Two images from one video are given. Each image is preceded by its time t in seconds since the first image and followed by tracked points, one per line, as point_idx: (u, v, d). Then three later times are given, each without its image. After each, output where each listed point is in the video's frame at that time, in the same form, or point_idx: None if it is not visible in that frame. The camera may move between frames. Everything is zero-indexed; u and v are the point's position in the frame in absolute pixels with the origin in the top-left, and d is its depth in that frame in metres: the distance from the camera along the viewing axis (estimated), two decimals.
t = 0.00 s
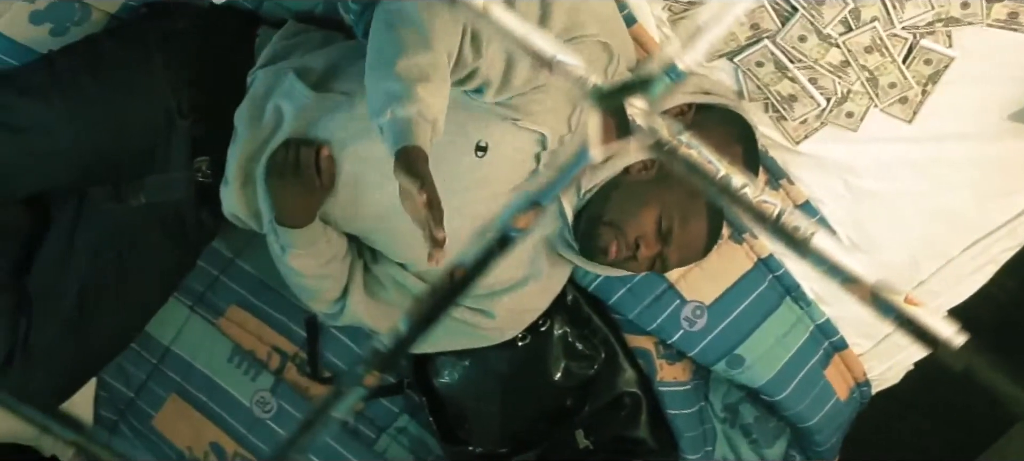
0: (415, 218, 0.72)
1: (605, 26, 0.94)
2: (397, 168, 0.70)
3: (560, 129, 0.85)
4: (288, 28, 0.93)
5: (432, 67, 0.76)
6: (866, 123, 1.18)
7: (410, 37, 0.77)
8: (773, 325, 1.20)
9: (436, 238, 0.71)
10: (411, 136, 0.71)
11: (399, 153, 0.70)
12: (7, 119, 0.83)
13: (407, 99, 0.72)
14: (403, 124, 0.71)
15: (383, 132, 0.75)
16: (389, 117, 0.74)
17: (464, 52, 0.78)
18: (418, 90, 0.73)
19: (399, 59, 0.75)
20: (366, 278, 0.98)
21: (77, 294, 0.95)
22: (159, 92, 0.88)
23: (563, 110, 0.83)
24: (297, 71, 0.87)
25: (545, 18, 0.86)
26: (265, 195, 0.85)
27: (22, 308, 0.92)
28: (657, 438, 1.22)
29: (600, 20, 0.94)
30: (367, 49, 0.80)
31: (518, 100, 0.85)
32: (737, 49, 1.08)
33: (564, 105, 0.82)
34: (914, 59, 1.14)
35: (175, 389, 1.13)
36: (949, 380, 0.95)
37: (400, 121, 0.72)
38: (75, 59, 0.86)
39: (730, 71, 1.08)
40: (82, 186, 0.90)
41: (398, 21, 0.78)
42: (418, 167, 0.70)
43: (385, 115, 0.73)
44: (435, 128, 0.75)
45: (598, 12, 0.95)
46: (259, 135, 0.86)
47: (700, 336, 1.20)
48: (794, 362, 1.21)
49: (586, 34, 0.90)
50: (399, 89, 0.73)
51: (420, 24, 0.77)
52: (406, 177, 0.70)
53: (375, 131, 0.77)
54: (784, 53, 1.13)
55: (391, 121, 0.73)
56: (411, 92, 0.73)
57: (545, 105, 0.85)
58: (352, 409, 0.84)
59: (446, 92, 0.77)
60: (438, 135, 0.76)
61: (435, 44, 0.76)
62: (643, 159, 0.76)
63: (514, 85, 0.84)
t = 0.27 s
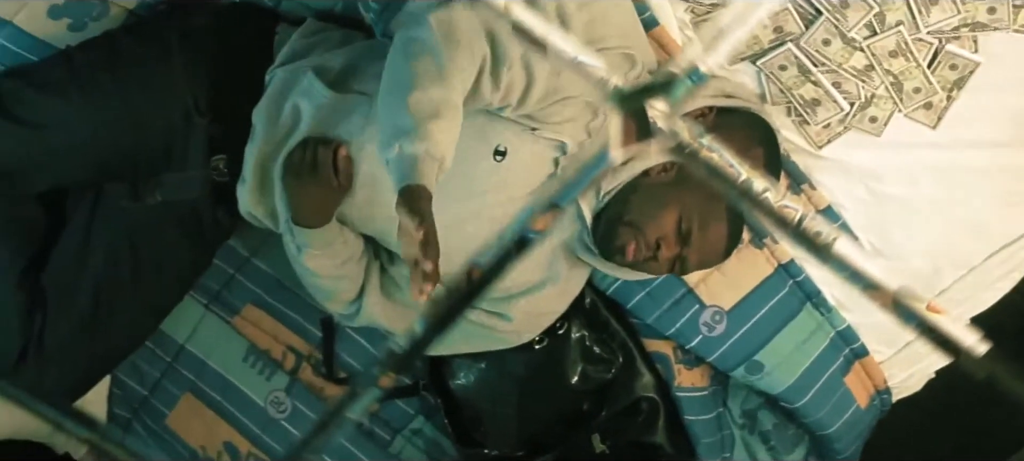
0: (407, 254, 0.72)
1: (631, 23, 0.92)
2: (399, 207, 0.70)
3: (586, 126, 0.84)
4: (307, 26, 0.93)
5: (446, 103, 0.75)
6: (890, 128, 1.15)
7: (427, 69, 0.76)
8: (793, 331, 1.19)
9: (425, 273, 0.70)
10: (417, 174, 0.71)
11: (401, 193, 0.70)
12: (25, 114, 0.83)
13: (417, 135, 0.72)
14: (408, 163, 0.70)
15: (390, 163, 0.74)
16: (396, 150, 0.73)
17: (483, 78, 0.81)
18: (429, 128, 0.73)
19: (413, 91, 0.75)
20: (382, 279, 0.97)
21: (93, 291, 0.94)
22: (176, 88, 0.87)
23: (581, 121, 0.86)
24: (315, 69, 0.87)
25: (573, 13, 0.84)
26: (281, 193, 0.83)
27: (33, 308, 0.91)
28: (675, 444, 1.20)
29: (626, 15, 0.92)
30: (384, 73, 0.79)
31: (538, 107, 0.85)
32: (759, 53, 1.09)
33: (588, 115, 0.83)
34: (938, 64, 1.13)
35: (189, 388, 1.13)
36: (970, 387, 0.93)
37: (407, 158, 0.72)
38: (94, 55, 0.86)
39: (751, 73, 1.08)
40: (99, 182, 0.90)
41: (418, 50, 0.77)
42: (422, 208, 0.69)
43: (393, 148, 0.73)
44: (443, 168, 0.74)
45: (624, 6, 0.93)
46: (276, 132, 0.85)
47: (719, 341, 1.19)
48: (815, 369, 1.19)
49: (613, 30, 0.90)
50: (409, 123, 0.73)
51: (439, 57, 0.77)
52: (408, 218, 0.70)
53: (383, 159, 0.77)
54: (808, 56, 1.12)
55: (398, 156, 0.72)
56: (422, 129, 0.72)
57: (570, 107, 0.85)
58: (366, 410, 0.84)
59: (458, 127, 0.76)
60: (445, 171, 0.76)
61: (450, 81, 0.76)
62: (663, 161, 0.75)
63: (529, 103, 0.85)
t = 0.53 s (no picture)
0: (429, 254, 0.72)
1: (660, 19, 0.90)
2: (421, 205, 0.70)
3: (609, 126, 0.83)
4: (326, 23, 0.91)
5: (477, 100, 0.74)
6: (915, 135, 1.13)
7: (459, 65, 0.75)
8: (814, 338, 1.17)
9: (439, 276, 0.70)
10: (442, 171, 0.70)
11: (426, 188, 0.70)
12: (38, 107, 0.82)
13: (445, 132, 0.72)
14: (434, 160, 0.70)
15: (416, 158, 0.74)
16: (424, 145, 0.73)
17: (513, 69, 0.79)
18: (459, 125, 0.72)
19: (445, 86, 0.74)
20: (399, 279, 0.96)
21: (107, 285, 0.94)
22: (195, 82, 0.87)
23: (604, 121, 0.83)
24: (335, 66, 0.85)
25: (600, 10, 0.82)
26: (298, 192, 0.82)
27: (48, 303, 0.92)
28: (693, 450, 1.18)
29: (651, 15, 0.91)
30: (413, 67, 0.78)
31: (563, 104, 0.84)
32: (785, 56, 1.07)
33: (611, 113, 0.81)
34: (966, 71, 1.10)
35: (203, 387, 1.13)
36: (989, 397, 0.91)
37: (435, 154, 0.71)
38: (112, 49, 0.86)
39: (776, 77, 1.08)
40: (118, 177, 0.89)
41: (452, 44, 0.76)
42: (442, 206, 0.69)
43: (421, 144, 0.73)
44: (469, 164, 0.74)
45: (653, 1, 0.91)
46: (294, 131, 0.84)
47: (739, 347, 1.17)
48: (835, 377, 1.17)
49: (641, 23, 0.86)
50: (440, 120, 0.72)
51: (472, 53, 0.75)
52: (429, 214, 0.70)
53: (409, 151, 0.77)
54: (833, 61, 1.10)
55: (425, 150, 0.72)
56: (452, 126, 0.72)
57: (594, 106, 0.83)
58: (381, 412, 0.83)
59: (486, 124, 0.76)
60: (471, 167, 0.76)
61: (483, 78, 0.75)
62: (685, 163, 0.74)
63: (555, 100, 0.83)
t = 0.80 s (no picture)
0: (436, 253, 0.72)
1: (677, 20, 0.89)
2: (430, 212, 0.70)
3: (627, 131, 0.81)
4: (344, 21, 0.90)
5: (497, 116, 0.73)
6: (936, 142, 1.12)
7: (480, 77, 0.74)
8: (831, 346, 1.15)
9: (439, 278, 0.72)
10: (455, 183, 0.70)
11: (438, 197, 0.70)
12: (52, 102, 0.82)
13: (462, 143, 0.71)
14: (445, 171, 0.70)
15: (430, 168, 0.73)
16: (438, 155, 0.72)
17: (533, 92, 0.79)
18: (475, 137, 0.71)
19: (464, 98, 0.73)
20: (413, 280, 0.94)
21: (119, 283, 0.93)
22: (210, 80, 0.86)
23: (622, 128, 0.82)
24: (350, 65, 0.84)
25: (623, 20, 0.81)
26: (313, 190, 0.82)
27: (59, 302, 0.91)
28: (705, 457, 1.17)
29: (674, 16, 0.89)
30: (436, 73, 0.78)
31: (582, 113, 0.82)
32: (804, 61, 1.05)
33: (630, 121, 0.79)
34: (988, 78, 1.09)
35: (214, 386, 1.13)
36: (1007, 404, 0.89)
37: (448, 166, 0.71)
38: (127, 45, 0.86)
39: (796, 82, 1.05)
40: (131, 174, 0.89)
41: (473, 58, 0.75)
42: (450, 217, 0.69)
43: (436, 154, 0.71)
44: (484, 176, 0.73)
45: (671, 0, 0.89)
46: (310, 129, 0.83)
47: (755, 354, 1.15)
48: (852, 386, 1.15)
49: (663, 30, 0.85)
50: (455, 132, 0.71)
51: (493, 66, 0.75)
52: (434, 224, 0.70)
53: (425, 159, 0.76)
54: (854, 67, 1.08)
55: (438, 161, 0.71)
56: (467, 138, 0.71)
57: (612, 114, 0.81)
58: (391, 414, 0.83)
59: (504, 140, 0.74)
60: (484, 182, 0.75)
61: (503, 92, 0.74)
62: (703, 169, 0.74)
63: (573, 110, 0.82)
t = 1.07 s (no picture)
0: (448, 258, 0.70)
1: (701, 21, 0.87)
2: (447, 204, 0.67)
3: (648, 134, 0.80)
4: (367, 20, 0.89)
5: (515, 108, 0.72)
6: (962, 152, 1.09)
7: (497, 73, 0.72)
8: (853, 356, 1.13)
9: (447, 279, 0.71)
10: (474, 176, 0.67)
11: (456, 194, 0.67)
12: (70, 96, 0.81)
13: (479, 137, 0.69)
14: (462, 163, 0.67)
15: (447, 163, 0.71)
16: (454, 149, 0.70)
17: (550, 92, 0.77)
18: (494, 130, 0.69)
19: (483, 92, 0.71)
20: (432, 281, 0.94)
21: (135, 281, 0.93)
22: (232, 78, 0.85)
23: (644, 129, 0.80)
24: (372, 62, 0.83)
25: (643, 19, 0.79)
26: (332, 190, 0.81)
27: (76, 297, 0.91)
28: None
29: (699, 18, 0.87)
30: (453, 71, 0.76)
31: (602, 114, 0.81)
32: (831, 67, 1.04)
33: (652, 122, 0.78)
34: (1017, 86, 1.07)
35: (229, 385, 1.12)
36: None
37: (465, 158, 0.68)
38: (147, 38, 0.84)
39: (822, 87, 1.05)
40: (148, 170, 0.88)
41: (490, 54, 0.74)
42: (466, 209, 0.66)
43: (452, 148, 0.69)
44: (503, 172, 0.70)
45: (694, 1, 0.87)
46: (330, 128, 0.82)
47: (776, 362, 1.14)
48: (873, 396, 1.13)
49: (688, 31, 0.83)
50: (474, 124, 0.69)
51: (510, 63, 0.73)
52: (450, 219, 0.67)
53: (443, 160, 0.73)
54: (880, 73, 1.06)
55: (455, 155, 0.69)
56: (486, 131, 0.69)
57: (633, 115, 0.79)
58: (408, 417, 0.82)
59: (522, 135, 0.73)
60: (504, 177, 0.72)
61: (520, 87, 0.73)
62: (724, 170, 0.73)
63: (593, 111, 0.80)
